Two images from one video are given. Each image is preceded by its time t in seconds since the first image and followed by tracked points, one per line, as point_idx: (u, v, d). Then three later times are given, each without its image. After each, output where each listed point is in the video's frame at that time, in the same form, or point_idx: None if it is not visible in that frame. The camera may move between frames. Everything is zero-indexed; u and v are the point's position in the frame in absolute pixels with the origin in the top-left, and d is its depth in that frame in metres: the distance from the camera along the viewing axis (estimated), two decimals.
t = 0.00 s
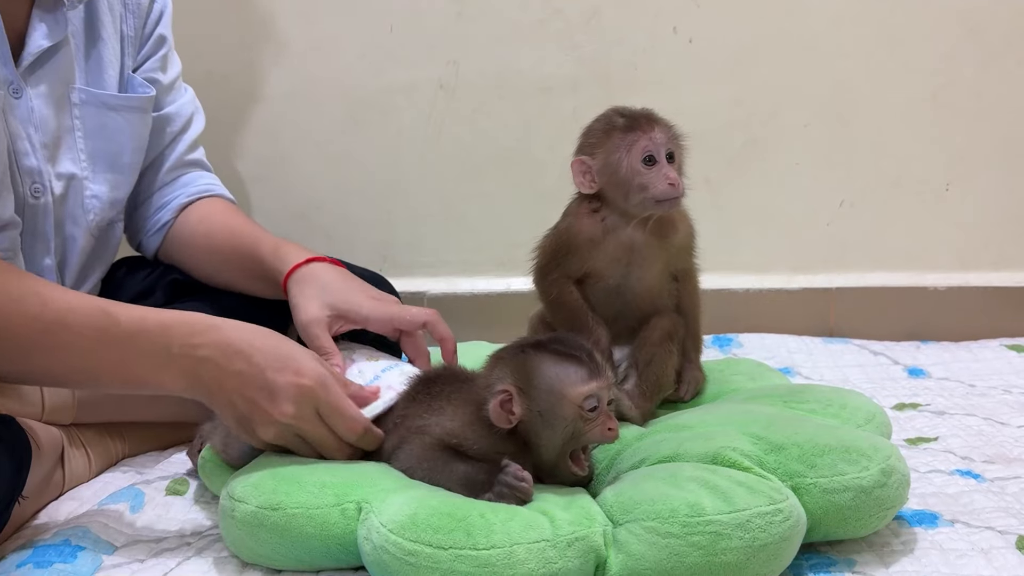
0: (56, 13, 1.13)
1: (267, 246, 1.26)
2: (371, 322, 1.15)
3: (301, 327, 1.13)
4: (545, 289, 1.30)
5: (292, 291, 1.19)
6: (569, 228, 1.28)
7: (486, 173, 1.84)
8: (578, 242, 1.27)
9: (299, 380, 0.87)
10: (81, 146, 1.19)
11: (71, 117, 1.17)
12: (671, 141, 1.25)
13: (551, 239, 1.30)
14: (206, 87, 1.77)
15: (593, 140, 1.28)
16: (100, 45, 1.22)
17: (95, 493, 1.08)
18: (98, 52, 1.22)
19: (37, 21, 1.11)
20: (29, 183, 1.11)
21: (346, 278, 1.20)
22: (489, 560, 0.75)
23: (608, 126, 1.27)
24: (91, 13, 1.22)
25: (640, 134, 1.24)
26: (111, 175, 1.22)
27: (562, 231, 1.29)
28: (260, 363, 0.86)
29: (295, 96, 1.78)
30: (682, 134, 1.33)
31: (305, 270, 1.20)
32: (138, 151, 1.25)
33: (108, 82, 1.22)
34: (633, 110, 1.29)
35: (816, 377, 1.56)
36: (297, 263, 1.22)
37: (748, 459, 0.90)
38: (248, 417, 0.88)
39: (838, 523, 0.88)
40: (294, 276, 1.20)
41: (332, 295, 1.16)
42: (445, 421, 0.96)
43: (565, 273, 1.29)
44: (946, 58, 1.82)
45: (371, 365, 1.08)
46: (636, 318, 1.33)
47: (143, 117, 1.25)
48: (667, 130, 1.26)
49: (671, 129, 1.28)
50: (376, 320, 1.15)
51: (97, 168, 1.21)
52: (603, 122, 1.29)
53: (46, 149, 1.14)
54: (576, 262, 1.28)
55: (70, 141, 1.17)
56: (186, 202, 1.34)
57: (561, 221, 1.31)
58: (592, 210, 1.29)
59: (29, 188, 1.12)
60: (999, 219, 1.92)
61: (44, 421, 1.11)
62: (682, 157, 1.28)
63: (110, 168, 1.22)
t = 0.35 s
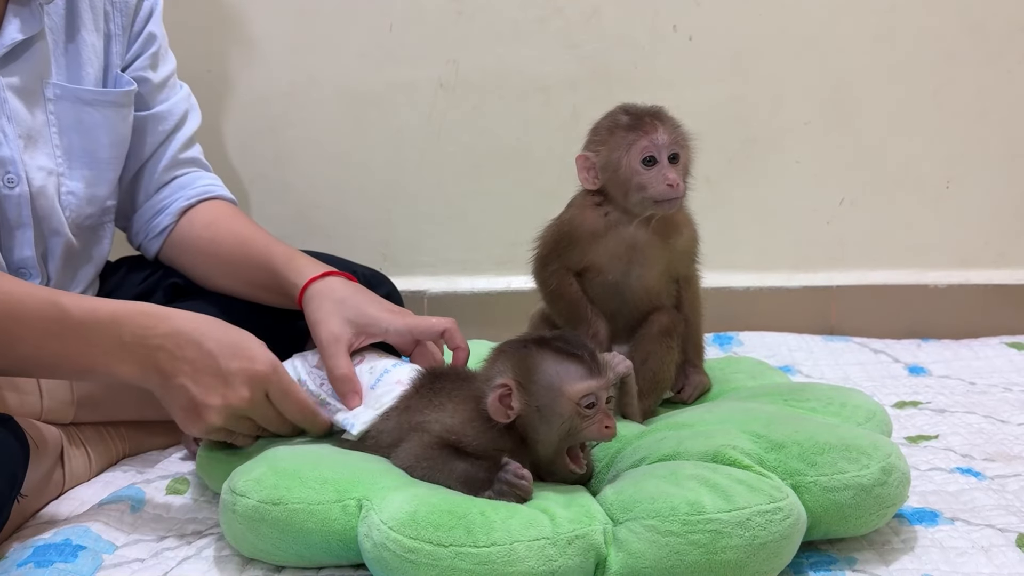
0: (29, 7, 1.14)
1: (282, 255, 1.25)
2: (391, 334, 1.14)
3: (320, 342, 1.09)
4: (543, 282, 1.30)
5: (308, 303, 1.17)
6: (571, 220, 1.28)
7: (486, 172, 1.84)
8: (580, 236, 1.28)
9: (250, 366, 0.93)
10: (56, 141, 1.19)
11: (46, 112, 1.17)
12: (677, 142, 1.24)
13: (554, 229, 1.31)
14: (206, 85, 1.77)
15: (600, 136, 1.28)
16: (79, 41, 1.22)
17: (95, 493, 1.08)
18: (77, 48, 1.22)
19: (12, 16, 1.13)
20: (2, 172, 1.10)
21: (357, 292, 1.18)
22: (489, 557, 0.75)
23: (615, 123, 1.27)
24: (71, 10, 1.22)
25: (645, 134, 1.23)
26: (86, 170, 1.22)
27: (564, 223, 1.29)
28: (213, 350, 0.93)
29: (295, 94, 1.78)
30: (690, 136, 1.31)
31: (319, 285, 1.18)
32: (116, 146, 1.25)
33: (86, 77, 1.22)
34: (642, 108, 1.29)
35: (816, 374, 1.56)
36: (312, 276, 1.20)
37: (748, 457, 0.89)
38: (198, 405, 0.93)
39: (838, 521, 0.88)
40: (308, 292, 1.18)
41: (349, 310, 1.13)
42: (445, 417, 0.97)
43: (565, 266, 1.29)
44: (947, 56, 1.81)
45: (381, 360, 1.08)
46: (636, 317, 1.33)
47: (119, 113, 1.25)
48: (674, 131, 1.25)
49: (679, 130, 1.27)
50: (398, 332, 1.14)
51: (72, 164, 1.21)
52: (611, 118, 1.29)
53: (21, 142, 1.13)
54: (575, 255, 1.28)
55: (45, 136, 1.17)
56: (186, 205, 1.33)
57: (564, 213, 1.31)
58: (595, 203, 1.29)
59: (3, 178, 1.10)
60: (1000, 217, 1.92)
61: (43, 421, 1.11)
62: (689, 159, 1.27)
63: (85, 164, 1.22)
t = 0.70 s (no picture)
0: (41, 8, 1.15)
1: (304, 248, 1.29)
2: (409, 327, 1.20)
3: (343, 315, 1.14)
4: (544, 287, 1.31)
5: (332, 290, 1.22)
6: (569, 227, 1.29)
7: (485, 170, 1.84)
8: (580, 238, 1.28)
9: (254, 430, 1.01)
10: (60, 138, 1.19)
11: (51, 109, 1.18)
12: (667, 138, 1.25)
13: (552, 239, 1.31)
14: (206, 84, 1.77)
15: (591, 143, 1.27)
16: (88, 40, 1.22)
17: (95, 491, 1.08)
18: (85, 47, 1.22)
19: (22, 15, 1.13)
20: (8, 165, 1.11)
21: (383, 286, 1.24)
22: (488, 554, 0.75)
23: (604, 126, 1.27)
24: (80, 9, 1.22)
25: (636, 133, 1.24)
26: (91, 168, 1.23)
27: (562, 229, 1.29)
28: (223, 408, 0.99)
29: (295, 93, 1.78)
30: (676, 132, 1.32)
31: (346, 272, 1.24)
32: (119, 144, 1.26)
33: (93, 76, 1.22)
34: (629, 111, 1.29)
35: (815, 372, 1.56)
36: (336, 265, 1.25)
37: (747, 454, 0.90)
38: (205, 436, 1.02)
39: (837, 518, 0.88)
40: (336, 275, 1.24)
41: (375, 297, 1.20)
42: (438, 410, 0.97)
43: (566, 269, 1.30)
44: (946, 53, 1.81)
45: (394, 345, 1.12)
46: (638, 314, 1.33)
47: (123, 111, 1.26)
48: (662, 128, 1.25)
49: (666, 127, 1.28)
50: (415, 326, 1.20)
51: (76, 161, 1.21)
52: (599, 122, 1.29)
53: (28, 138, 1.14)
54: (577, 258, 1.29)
55: (49, 132, 1.18)
56: (192, 202, 1.35)
57: (561, 220, 1.31)
58: (590, 208, 1.29)
59: (8, 171, 1.11)
60: (1000, 214, 1.92)
61: (44, 419, 1.11)
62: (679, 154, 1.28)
63: (89, 161, 1.22)
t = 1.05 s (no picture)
0: (56, 10, 1.15)
1: (282, 256, 1.27)
2: (390, 332, 1.18)
3: (320, 336, 1.16)
4: (538, 286, 1.31)
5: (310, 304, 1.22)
6: (561, 223, 1.29)
7: (486, 169, 1.84)
8: (572, 235, 1.28)
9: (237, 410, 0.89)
10: (78, 137, 1.19)
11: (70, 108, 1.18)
12: (650, 139, 1.24)
13: (545, 236, 1.31)
14: (207, 84, 1.77)
15: (580, 141, 1.28)
16: (101, 39, 1.23)
17: (97, 491, 1.08)
18: (99, 46, 1.23)
19: (38, 17, 1.13)
20: (23, 167, 1.11)
21: (360, 292, 1.23)
22: (490, 554, 0.75)
23: (590, 127, 1.27)
24: (88, 9, 1.23)
25: (616, 134, 1.23)
26: (110, 165, 1.23)
27: (555, 226, 1.30)
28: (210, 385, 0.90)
29: (295, 93, 1.78)
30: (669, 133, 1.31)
31: (321, 283, 1.22)
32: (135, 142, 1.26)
33: (107, 75, 1.22)
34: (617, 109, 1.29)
35: (816, 370, 1.56)
36: (310, 276, 1.24)
37: (748, 453, 0.90)
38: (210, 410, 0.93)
39: (838, 516, 0.88)
40: (310, 287, 1.22)
41: (351, 307, 1.19)
42: (439, 412, 0.97)
43: (558, 267, 1.30)
44: (947, 51, 1.81)
45: (381, 354, 1.13)
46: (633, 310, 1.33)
47: (139, 109, 1.26)
48: (648, 129, 1.25)
49: (654, 125, 1.27)
50: (396, 330, 1.19)
51: (94, 158, 1.21)
52: (588, 122, 1.29)
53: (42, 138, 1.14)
54: (569, 255, 1.29)
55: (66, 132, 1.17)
56: (182, 198, 1.33)
57: (553, 217, 1.32)
58: (581, 204, 1.29)
59: (24, 172, 1.12)
60: (1000, 212, 1.91)
61: (45, 418, 1.11)
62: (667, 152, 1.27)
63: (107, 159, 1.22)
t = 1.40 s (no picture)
0: (58, 8, 1.15)
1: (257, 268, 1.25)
2: (371, 335, 1.18)
3: (303, 351, 1.15)
4: (538, 288, 1.31)
5: (286, 318, 1.21)
6: (559, 227, 1.29)
7: (487, 168, 1.83)
8: (570, 238, 1.28)
9: (277, 393, 0.86)
10: (74, 136, 1.19)
11: (64, 107, 1.18)
12: (640, 143, 1.23)
13: (544, 239, 1.32)
14: (208, 82, 1.77)
15: (574, 146, 1.28)
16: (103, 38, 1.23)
17: (98, 491, 1.08)
18: (100, 44, 1.23)
19: (40, 16, 1.13)
20: (25, 170, 1.12)
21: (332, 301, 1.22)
22: (493, 554, 0.75)
23: (583, 132, 1.27)
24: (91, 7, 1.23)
25: (607, 140, 1.23)
26: (104, 162, 1.22)
27: (554, 229, 1.30)
28: (236, 371, 0.85)
29: (296, 92, 1.78)
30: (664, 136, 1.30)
31: (294, 296, 1.22)
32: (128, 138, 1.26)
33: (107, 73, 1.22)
34: (611, 112, 1.28)
35: (818, 369, 1.56)
36: (284, 291, 1.23)
37: (751, 452, 0.90)
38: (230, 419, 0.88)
39: (841, 516, 0.88)
40: (283, 303, 1.22)
41: (328, 317, 1.18)
42: (438, 411, 0.98)
43: (557, 270, 1.30)
44: (948, 50, 1.81)
45: (370, 357, 1.13)
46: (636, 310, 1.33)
47: (134, 106, 1.25)
48: (639, 132, 1.24)
49: (648, 129, 1.25)
50: (377, 332, 1.18)
51: (89, 156, 1.20)
52: (584, 126, 1.29)
53: (41, 139, 1.14)
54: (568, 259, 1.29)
55: (64, 132, 1.18)
56: (156, 198, 1.31)
57: (553, 220, 1.32)
58: (578, 209, 1.29)
59: (25, 176, 1.12)
60: (1002, 211, 1.91)
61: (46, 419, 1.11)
62: (663, 155, 1.26)
63: (101, 156, 1.22)
